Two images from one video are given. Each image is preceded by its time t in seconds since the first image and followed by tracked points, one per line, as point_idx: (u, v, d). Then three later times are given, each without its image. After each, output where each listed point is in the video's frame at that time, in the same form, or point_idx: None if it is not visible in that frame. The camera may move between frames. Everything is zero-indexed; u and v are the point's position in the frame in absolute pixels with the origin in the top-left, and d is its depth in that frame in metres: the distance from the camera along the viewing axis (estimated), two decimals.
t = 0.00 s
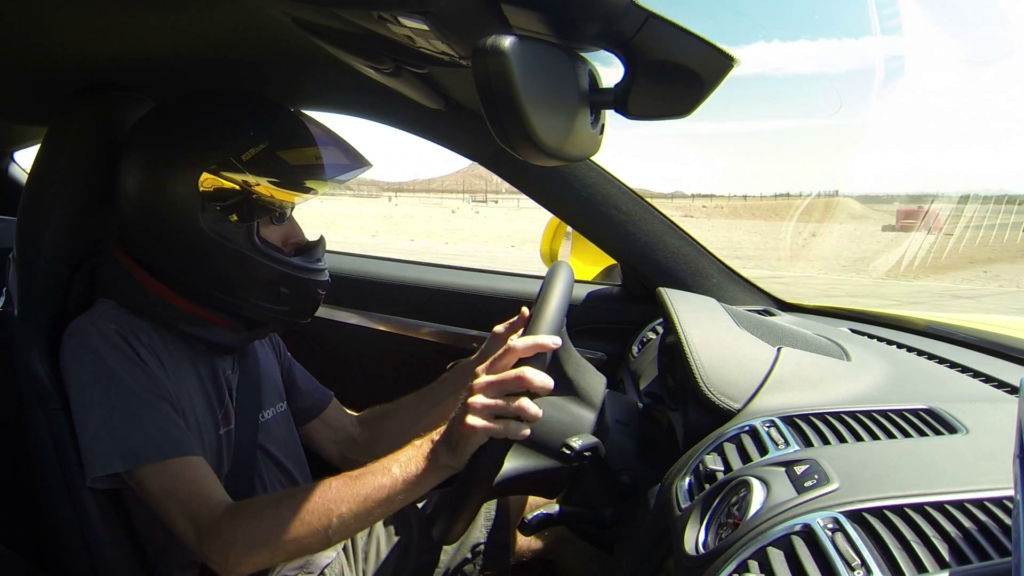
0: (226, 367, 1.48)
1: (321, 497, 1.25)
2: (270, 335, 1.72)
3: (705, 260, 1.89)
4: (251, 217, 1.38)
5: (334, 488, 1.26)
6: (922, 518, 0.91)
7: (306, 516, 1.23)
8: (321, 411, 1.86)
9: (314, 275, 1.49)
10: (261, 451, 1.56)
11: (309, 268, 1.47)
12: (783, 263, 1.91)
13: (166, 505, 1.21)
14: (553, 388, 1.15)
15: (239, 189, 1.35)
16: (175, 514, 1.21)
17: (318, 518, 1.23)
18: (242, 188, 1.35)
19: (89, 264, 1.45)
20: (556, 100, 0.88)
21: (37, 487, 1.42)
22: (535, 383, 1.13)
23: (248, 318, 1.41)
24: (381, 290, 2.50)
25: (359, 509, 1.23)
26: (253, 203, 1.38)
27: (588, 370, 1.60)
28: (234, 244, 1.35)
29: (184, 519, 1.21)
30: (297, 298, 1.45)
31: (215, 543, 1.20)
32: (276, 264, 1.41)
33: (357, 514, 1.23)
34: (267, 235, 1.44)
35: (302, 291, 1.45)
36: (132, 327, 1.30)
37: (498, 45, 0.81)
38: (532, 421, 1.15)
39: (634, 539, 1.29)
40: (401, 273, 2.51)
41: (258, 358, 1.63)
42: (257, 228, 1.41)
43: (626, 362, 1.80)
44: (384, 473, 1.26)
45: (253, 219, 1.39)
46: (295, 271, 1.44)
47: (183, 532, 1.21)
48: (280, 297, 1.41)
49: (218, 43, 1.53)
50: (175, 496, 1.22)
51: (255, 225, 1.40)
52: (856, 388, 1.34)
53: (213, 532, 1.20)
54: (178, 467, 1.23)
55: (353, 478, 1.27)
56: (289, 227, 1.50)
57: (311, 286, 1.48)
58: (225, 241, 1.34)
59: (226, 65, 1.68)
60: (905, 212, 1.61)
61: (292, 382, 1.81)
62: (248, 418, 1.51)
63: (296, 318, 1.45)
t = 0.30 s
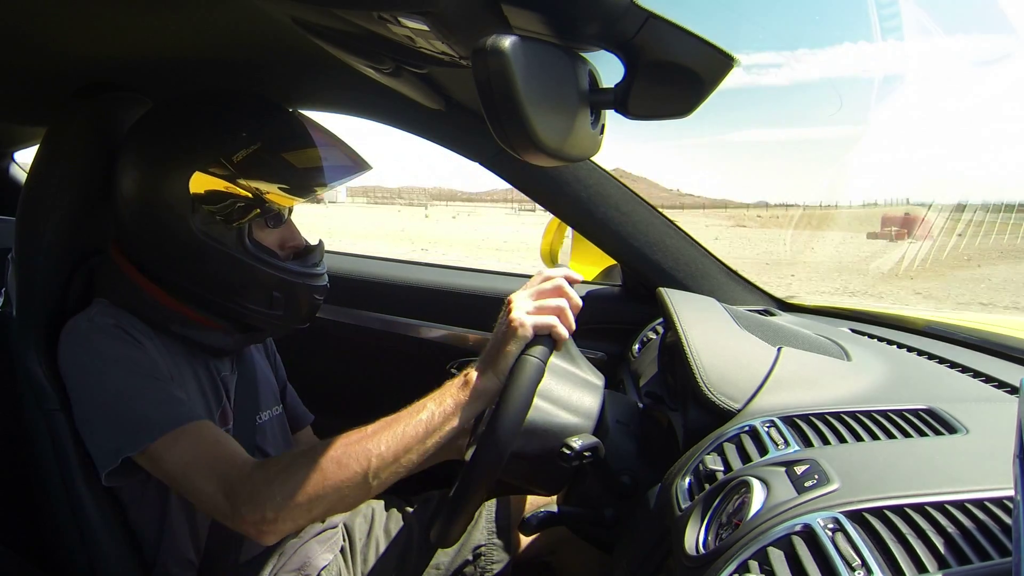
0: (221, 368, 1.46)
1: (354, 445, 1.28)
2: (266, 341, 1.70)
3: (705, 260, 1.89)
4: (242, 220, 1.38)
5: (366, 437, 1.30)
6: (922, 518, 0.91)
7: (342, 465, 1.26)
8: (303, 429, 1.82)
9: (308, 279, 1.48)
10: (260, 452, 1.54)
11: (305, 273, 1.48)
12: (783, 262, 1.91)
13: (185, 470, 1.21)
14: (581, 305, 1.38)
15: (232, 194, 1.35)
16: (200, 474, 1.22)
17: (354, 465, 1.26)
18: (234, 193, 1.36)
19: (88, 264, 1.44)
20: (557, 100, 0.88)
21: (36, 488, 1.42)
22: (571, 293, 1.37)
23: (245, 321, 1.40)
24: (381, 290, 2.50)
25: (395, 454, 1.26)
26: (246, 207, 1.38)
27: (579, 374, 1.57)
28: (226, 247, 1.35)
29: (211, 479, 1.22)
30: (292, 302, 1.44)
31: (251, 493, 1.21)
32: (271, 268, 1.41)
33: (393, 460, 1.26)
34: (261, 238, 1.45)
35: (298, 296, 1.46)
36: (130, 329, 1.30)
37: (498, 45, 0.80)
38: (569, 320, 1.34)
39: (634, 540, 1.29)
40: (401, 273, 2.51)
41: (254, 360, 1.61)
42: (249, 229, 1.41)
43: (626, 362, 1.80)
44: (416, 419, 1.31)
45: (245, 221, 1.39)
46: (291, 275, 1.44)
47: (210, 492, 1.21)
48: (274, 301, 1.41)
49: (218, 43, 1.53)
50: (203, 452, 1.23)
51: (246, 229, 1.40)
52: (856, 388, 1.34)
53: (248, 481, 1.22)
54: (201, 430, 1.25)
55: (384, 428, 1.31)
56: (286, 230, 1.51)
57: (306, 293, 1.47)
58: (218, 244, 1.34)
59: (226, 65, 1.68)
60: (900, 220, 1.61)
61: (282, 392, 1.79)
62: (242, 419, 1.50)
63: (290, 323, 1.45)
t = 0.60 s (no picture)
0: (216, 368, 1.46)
1: (361, 427, 1.29)
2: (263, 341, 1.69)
3: (705, 260, 1.90)
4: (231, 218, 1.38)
5: (373, 419, 1.31)
6: (922, 518, 0.92)
7: (348, 446, 1.27)
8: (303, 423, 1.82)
9: (302, 279, 1.47)
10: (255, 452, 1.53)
11: (300, 273, 1.47)
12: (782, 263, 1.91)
13: (190, 454, 1.21)
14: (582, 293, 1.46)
15: (221, 193, 1.35)
16: (205, 457, 1.22)
17: (360, 446, 1.27)
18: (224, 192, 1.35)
19: (86, 265, 1.44)
20: (558, 101, 0.88)
21: (35, 488, 1.42)
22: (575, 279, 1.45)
23: (240, 321, 1.40)
24: (380, 290, 2.50)
25: (401, 435, 1.28)
26: (236, 206, 1.38)
27: (576, 370, 1.55)
28: (216, 247, 1.35)
29: (216, 463, 1.22)
30: (286, 304, 1.44)
31: (258, 477, 1.22)
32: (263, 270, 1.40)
33: (399, 441, 1.28)
34: (255, 237, 1.44)
35: (290, 298, 1.45)
36: (127, 329, 1.30)
37: (498, 46, 0.80)
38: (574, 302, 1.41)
39: (634, 541, 1.29)
40: (401, 273, 2.51)
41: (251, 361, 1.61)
42: (240, 229, 1.41)
43: (626, 362, 1.80)
44: (422, 400, 1.32)
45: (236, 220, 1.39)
46: (285, 276, 1.44)
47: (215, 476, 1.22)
48: (264, 302, 1.41)
49: (218, 43, 1.53)
50: (209, 436, 1.24)
51: (237, 227, 1.39)
52: (856, 389, 1.34)
53: (256, 463, 1.23)
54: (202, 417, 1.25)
55: (391, 409, 1.32)
56: (280, 230, 1.49)
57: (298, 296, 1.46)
58: (208, 244, 1.34)
59: (226, 65, 1.68)
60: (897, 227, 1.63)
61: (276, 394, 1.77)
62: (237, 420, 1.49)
63: (281, 326, 1.44)
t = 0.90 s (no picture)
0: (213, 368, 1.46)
1: (353, 437, 1.29)
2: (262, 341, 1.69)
3: (705, 260, 1.89)
4: (226, 219, 1.37)
5: (365, 430, 1.31)
6: (922, 519, 0.92)
7: (340, 456, 1.27)
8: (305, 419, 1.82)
9: (298, 280, 1.47)
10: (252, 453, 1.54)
11: (298, 275, 1.48)
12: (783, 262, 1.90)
13: (184, 461, 1.21)
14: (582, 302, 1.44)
15: (217, 194, 1.34)
16: (199, 465, 1.21)
17: (353, 456, 1.27)
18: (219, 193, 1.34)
19: (86, 265, 1.44)
20: (558, 101, 0.88)
21: (35, 488, 1.42)
22: (574, 289, 1.43)
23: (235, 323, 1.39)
24: (380, 290, 2.49)
25: (394, 446, 1.28)
26: (231, 206, 1.37)
27: (577, 373, 1.55)
28: (209, 247, 1.34)
29: (209, 471, 1.21)
30: (282, 306, 1.44)
31: (252, 486, 1.22)
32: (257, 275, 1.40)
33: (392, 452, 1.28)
34: (251, 238, 1.43)
35: (285, 299, 1.44)
36: (125, 330, 1.30)
37: (498, 46, 0.81)
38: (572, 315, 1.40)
39: (634, 541, 1.29)
40: (401, 273, 2.51)
41: (250, 360, 1.61)
42: (238, 230, 1.40)
43: (626, 362, 1.80)
44: (415, 412, 1.32)
45: (231, 222, 1.38)
46: (282, 278, 1.44)
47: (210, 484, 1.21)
48: (258, 304, 1.40)
49: (218, 43, 1.53)
50: (202, 444, 1.23)
51: (232, 229, 1.38)
52: (856, 389, 1.34)
53: (250, 472, 1.23)
54: (195, 424, 1.25)
55: (383, 421, 1.32)
56: (278, 230, 1.49)
57: (293, 300, 1.46)
58: (202, 245, 1.33)
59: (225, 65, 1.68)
60: (900, 220, 1.60)
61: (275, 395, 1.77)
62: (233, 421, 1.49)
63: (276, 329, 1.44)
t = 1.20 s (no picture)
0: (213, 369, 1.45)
1: (357, 434, 1.29)
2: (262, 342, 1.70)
3: (705, 261, 1.89)
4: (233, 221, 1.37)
5: (367, 425, 1.31)
6: (922, 519, 0.92)
7: (344, 453, 1.27)
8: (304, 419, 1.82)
9: (303, 281, 1.47)
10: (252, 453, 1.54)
11: (301, 275, 1.47)
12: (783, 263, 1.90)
13: (188, 458, 1.21)
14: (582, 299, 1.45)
15: (230, 200, 1.35)
16: (202, 463, 1.21)
17: (355, 452, 1.27)
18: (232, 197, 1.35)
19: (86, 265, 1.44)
20: (558, 102, 0.88)
21: (34, 488, 1.42)
22: (574, 286, 1.44)
23: (239, 323, 1.40)
24: (380, 290, 2.49)
25: (397, 442, 1.27)
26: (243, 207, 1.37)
27: (578, 374, 1.56)
28: (216, 244, 1.34)
29: (213, 468, 1.21)
30: (286, 305, 1.44)
31: (255, 483, 1.21)
32: (262, 273, 1.40)
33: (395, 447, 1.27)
34: (256, 240, 1.44)
35: (290, 297, 1.44)
36: (125, 330, 1.30)
37: (498, 46, 0.81)
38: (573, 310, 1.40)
39: (634, 541, 1.29)
40: (400, 273, 2.51)
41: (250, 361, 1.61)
42: (242, 230, 1.40)
43: (627, 362, 1.80)
44: (418, 408, 1.32)
45: (240, 220, 1.38)
46: (287, 278, 1.44)
47: (215, 481, 1.21)
48: (263, 303, 1.40)
49: (218, 43, 1.53)
50: (205, 440, 1.23)
51: (239, 228, 1.39)
52: (856, 388, 1.34)
53: (253, 468, 1.22)
54: (198, 420, 1.24)
55: (386, 418, 1.32)
56: (282, 232, 1.49)
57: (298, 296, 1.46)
58: (209, 243, 1.33)
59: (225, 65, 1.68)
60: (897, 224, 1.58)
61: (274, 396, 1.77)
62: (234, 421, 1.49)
63: (280, 328, 1.44)
